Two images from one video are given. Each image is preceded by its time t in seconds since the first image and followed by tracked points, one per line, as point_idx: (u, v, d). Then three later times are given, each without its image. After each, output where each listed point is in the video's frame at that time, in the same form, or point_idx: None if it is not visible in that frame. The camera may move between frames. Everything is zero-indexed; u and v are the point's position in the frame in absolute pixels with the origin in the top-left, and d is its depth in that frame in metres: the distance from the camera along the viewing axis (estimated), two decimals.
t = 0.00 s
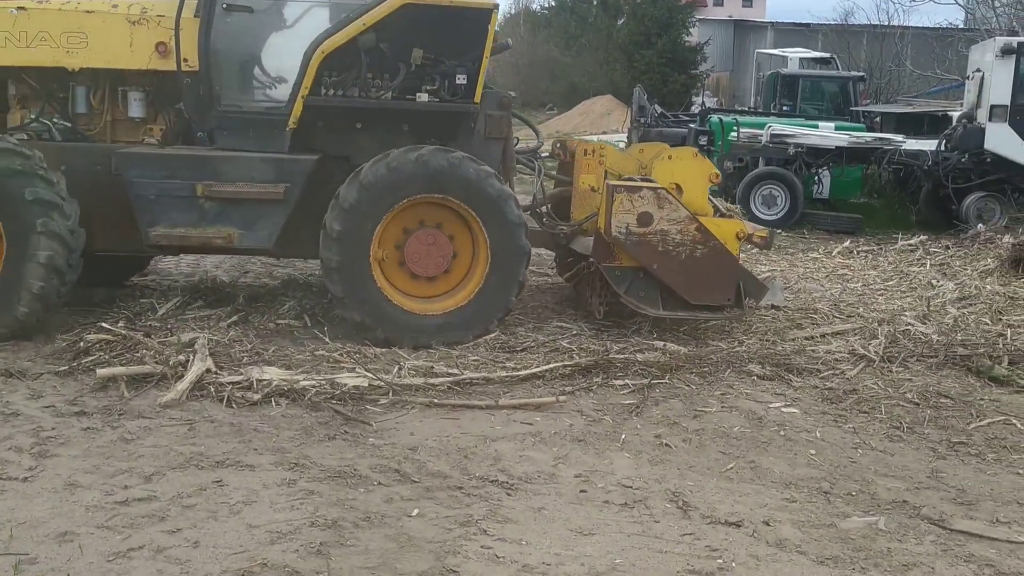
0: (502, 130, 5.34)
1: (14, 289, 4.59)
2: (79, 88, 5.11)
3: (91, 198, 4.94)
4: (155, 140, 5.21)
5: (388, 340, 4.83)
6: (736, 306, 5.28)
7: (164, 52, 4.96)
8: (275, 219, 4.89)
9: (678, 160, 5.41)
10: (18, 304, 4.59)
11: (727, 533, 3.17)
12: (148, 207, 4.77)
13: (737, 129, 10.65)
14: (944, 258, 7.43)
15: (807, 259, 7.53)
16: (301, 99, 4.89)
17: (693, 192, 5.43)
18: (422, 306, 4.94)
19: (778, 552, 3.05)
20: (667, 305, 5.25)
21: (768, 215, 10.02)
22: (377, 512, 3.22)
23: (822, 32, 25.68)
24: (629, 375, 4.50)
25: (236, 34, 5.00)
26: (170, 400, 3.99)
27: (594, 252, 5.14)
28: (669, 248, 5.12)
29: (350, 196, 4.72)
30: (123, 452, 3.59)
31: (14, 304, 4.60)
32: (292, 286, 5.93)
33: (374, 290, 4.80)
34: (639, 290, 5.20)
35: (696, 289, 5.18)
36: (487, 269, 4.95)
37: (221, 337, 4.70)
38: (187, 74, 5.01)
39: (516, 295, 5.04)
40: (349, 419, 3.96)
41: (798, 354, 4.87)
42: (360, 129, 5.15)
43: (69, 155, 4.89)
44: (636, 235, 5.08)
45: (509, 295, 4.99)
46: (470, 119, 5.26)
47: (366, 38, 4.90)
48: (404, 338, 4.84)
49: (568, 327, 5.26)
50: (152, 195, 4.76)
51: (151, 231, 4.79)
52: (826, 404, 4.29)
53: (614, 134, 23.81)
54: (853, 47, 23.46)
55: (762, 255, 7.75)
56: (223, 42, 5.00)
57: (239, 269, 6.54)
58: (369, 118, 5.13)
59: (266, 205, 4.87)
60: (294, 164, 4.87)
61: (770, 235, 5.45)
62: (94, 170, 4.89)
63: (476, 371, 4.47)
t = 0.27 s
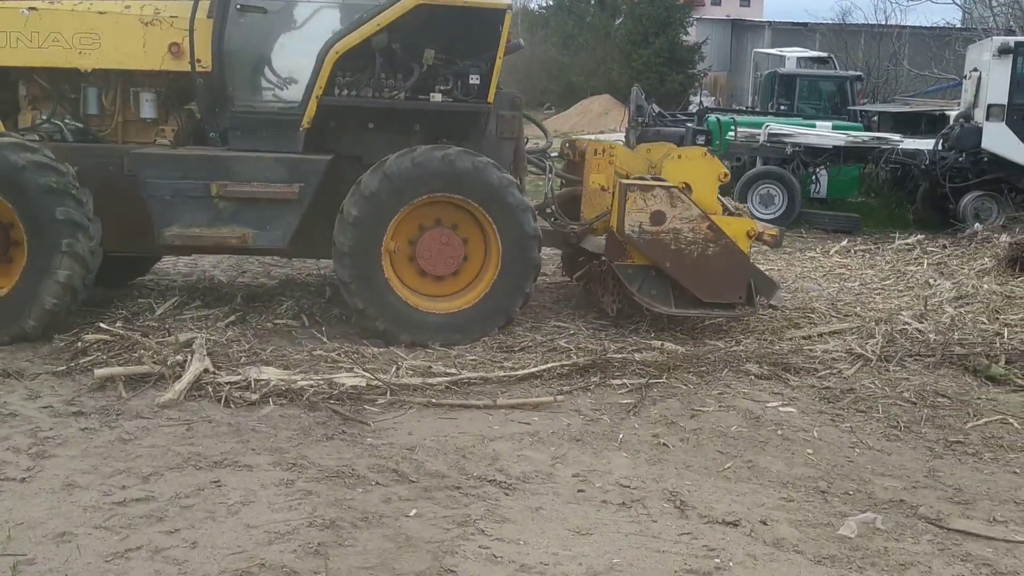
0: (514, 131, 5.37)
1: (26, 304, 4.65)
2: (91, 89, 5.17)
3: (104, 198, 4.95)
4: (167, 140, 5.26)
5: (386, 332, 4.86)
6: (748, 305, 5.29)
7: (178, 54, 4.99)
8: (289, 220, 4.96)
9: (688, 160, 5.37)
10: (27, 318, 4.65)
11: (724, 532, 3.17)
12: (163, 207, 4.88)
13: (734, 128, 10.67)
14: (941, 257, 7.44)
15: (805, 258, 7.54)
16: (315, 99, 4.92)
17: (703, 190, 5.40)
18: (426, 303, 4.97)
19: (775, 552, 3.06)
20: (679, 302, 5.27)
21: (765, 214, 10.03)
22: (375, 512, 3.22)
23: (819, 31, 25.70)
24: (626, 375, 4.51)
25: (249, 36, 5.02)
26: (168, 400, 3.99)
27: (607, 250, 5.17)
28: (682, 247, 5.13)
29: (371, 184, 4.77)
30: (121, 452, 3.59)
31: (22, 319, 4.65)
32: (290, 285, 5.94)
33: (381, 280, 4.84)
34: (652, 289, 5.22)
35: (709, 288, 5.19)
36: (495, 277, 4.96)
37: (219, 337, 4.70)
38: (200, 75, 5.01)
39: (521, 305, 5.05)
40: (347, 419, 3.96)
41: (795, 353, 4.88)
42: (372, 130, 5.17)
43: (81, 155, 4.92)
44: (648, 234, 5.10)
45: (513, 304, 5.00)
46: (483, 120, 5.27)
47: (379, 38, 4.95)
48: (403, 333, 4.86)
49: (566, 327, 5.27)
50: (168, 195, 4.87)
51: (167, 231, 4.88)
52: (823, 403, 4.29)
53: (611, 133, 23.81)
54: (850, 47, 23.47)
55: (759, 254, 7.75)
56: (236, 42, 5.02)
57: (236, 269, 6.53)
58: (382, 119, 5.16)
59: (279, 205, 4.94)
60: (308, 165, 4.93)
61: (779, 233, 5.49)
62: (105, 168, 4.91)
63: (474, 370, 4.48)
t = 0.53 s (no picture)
0: (524, 129, 5.42)
1: (34, 315, 4.66)
2: (102, 90, 5.16)
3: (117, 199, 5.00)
4: (180, 141, 5.21)
5: (387, 321, 4.88)
6: (759, 303, 5.31)
7: (189, 56, 5.00)
8: (303, 219, 4.99)
9: (698, 160, 5.34)
10: (33, 329, 4.66)
11: (723, 532, 3.17)
12: (177, 206, 4.89)
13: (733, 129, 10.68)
14: (939, 257, 7.45)
15: (803, 258, 7.54)
16: (327, 100, 4.93)
17: (713, 190, 5.37)
18: (431, 300, 4.99)
19: (774, 552, 3.06)
20: (691, 301, 5.29)
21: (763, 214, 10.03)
22: (374, 513, 3.22)
23: (818, 31, 25.70)
24: (625, 375, 4.50)
25: (261, 37, 5.10)
26: (166, 400, 3.98)
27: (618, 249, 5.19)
28: (694, 246, 5.15)
29: (392, 176, 4.81)
30: (119, 452, 3.59)
31: (27, 329, 4.66)
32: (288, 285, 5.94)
33: (390, 270, 4.86)
34: (664, 287, 5.24)
35: (721, 286, 5.21)
36: (503, 283, 4.98)
37: (217, 338, 4.70)
38: (214, 74, 5.04)
39: (525, 315, 5.06)
40: (345, 420, 3.96)
41: (794, 353, 4.88)
42: (383, 130, 5.26)
43: (95, 156, 4.95)
44: (661, 232, 5.11)
45: (517, 312, 5.01)
46: (493, 119, 5.35)
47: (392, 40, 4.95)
48: (403, 325, 4.89)
49: (565, 327, 5.28)
50: (182, 195, 4.88)
51: (181, 231, 4.90)
52: (821, 404, 4.29)
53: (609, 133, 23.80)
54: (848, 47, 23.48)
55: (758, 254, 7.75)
56: (250, 43, 5.09)
57: (235, 270, 6.53)
58: (393, 117, 5.24)
59: (294, 204, 4.97)
60: (322, 165, 4.95)
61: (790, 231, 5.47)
62: (117, 169, 4.95)
63: (473, 371, 4.48)
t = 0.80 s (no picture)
0: (532, 130, 5.50)
1: (36, 324, 4.66)
2: (112, 93, 5.21)
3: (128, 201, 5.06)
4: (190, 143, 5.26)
5: (389, 313, 4.88)
6: (770, 303, 5.34)
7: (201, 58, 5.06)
8: (314, 220, 5.01)
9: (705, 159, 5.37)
10: (33, 337, 4.65)
11: (720, 535, 3.17)
12: (190, 208, 4.92)
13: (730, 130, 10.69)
14: (937, 258, 7.45)
15: (801, 259, 7.54)
16: (338, 100, 4.92)
17: (721, 190, 5.38)
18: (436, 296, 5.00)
19: (771, 554, 3.06)
20: (702, 301, 5.34)
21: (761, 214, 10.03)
22: (371, 515, 3.22)
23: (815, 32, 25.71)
24: (623, 377, 4.50)
25: (272, 38, 5.09)
26: (163, 403, 3.98)
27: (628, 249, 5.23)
28: (704, 245, 5.19)
29: (416, 169, 4.83)
30: (116, 455, 3.58)
31: (28, 337, 4.66)
32: (286, 287, 5.94)
33: (401, 261, 4.87)
34: (674, 287, 5.28)
35: (731, 286, 5.25)
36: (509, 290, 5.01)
37: (215, 340, 4.69)
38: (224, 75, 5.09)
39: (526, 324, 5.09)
40: (343, 422, 3.95)
41: (791, 355, 4.88)
42: (394, 130, 5.24)
43: (106, 158, 5.01)
44: (671, 232, 5.15)
45: (519, 321, 5.04)
46: (502, 120, 5.40)
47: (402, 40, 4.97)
48: (405, 318, 4.89)
49: (563, 328, 5.27)
50: (194, 196, 4.91)
51: (193, 233, 4.91)
52: (819, 405, 4.29)
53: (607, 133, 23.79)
54: (846, 48, 23.50)
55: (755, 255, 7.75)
56: (261, 44, 5.08)
57: (232, 271, 6.53)
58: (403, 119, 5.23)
59: (306, 205, 4.99)
60: (333, 166, 4.98)
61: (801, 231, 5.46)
62: (127, 171, 5.01)
63: (470, 373, 4.47)
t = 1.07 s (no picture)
0: (534, 132, 5.48)
1: (26, 333, 4.63)
2: (111, 95, 5.22)
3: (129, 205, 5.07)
4: (190, 145, 5.28)
5: (383, 302, 4.88)
6: (770, 302, 5.37)
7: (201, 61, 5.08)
8: (316, 221, 5.03)
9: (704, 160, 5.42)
10: (19, 344, 4.63)
11: (706, 535, 3.18)
12: (192, 211, 4.94)
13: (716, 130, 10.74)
14: (922, 258, 7.49)
15: (787, 260, 7.57)
16: (340, 102, 4.97)
17: (720, 191, 5.45)
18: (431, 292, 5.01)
19: (756, 555, 3.07)
20: (702, 301, 5.36)
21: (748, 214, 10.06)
22: (357, 518, 3.22)
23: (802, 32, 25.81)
24: (609, 378, 4.51)
25: (273, 40, 5.09)
26: (149, 405, 3.97)
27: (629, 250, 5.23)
28: (705, 246, 5.21)
29: (433, 165, 4.86)
30: (101, 458, 3.57)
31: (13, 343, 4.64)
32: (273, 288, 5.93)
33: (402, 252, 4.88)
34: (674, 288, 5.30)
35: (731, 286, 5.28)
36: (505, 298, 5.02)
37: (201, 342, 4.68)
38: (224, 78, 5.08)
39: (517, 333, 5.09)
40: (329, 424, 3.95)
41: (777, 355, 4.90)
42: (394, 132, 5.29)
43: (106, 160, 5.02)
44: (672, 233, 5.17)
45: (510, 329, 5.04)
46: (503, 121, 5.40)
47: (403, 42, 5.01)
48: (398, 310, 4.90)
49: (549, 330, 5.28)
50: (195, 197, 4.93)
51: (195, 235, 4.94)
52: (805, 406, 4.31)
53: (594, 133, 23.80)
54: (832, 48, 23.59)
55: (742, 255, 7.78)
56: (261, 46, 5.09)
57: (219, 273, 6.51)
58: (404, 122, 5.27)
59: (307, 207, 5.01)
60: (335, 167, 5.00)
61: (799, 231, 5.52)
62: (127, 174, 5.03)
63: (457, 374, 4.48)
